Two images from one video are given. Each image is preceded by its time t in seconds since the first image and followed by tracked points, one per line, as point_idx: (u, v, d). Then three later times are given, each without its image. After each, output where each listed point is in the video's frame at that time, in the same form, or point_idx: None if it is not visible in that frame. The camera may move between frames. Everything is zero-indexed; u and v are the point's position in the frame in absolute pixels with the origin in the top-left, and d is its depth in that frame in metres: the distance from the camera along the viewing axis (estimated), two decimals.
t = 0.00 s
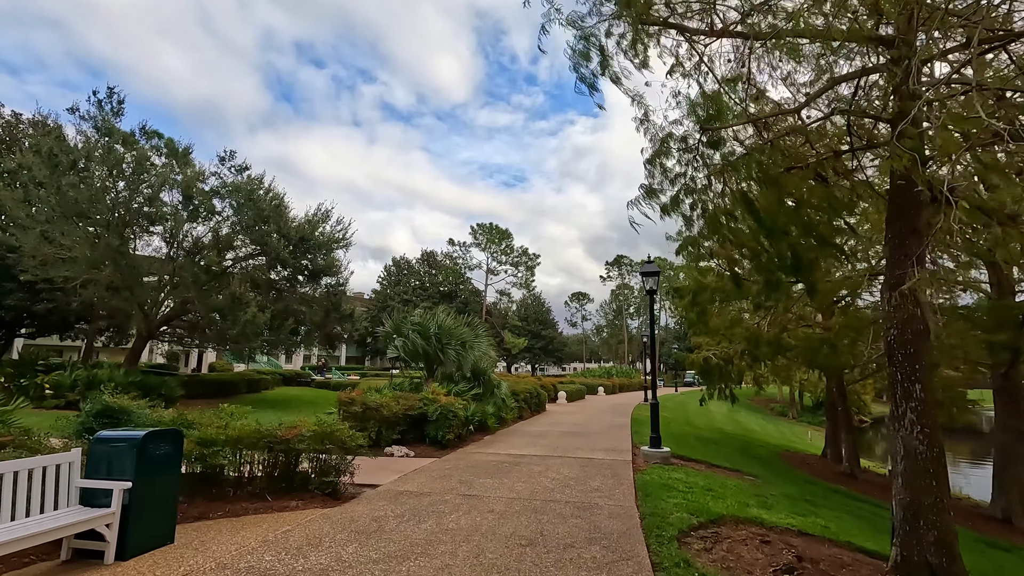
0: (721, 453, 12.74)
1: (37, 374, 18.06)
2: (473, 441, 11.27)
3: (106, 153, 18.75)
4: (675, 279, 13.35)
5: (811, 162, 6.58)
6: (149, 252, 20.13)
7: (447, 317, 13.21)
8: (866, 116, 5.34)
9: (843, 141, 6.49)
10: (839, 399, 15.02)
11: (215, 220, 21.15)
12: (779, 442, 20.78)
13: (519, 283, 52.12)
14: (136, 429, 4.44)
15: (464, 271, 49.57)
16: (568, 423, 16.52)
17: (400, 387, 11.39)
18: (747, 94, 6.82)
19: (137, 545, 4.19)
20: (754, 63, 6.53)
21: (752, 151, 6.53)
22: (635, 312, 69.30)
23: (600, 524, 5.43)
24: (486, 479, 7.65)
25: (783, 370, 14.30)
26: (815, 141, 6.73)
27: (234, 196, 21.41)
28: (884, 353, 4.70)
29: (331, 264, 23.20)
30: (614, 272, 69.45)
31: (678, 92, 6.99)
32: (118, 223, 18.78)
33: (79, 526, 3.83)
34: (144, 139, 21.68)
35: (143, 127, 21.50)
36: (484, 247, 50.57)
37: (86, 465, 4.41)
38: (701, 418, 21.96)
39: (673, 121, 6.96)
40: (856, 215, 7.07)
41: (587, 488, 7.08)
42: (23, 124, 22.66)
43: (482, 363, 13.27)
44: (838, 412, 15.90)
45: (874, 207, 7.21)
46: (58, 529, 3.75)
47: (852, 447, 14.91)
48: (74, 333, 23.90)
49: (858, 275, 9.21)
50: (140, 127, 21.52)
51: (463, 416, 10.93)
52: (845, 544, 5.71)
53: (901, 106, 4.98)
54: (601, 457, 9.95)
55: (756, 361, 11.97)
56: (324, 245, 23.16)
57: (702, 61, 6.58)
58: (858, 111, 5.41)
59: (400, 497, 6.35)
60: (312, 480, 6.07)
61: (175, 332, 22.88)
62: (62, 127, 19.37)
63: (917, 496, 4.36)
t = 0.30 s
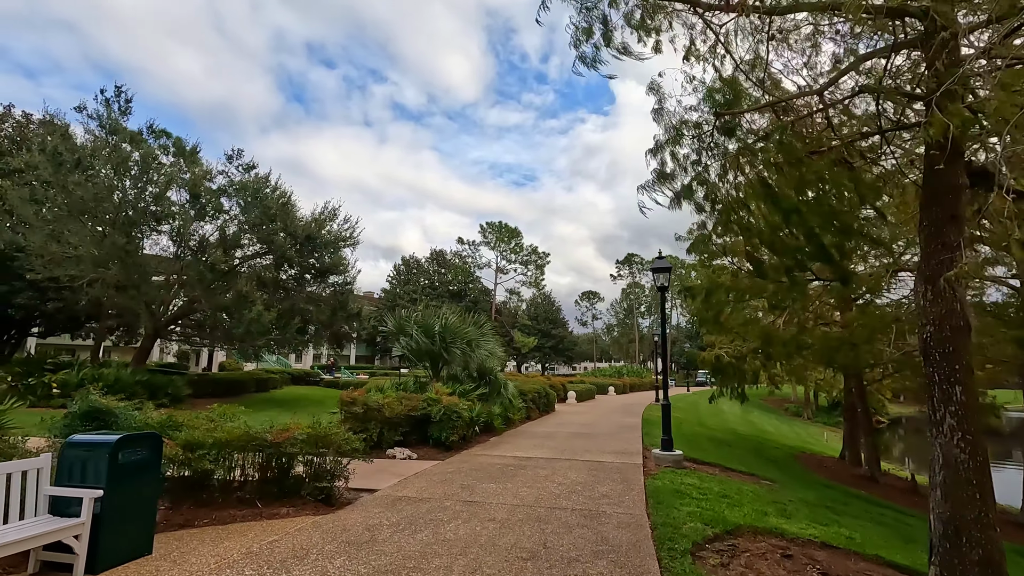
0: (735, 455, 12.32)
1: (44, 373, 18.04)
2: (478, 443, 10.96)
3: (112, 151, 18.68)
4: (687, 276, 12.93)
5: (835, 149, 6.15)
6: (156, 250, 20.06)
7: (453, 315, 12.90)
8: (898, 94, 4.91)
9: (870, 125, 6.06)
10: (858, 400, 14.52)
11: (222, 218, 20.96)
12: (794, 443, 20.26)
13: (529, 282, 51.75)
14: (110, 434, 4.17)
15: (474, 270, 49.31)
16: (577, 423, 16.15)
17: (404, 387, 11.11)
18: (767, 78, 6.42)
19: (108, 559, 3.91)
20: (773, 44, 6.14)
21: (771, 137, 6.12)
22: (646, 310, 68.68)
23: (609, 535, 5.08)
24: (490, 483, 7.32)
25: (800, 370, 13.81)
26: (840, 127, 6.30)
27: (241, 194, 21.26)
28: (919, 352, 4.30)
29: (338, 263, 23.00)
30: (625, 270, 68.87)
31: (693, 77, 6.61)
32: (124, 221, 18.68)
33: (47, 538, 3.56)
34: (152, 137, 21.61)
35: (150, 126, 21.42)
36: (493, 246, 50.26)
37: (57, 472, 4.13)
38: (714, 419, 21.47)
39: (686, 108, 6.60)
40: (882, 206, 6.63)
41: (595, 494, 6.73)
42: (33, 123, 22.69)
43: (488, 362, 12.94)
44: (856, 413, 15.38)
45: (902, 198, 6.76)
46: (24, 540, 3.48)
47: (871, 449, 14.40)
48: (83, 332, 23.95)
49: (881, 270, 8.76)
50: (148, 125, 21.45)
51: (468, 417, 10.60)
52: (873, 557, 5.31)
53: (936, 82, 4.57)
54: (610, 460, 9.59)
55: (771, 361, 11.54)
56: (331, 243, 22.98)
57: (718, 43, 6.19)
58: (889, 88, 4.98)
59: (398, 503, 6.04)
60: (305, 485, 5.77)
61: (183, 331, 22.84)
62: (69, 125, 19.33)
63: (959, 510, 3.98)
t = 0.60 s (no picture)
0: (759, 457, 11.84)
1: (64, 371, 18.24)
2: (492, 443, 10.67)
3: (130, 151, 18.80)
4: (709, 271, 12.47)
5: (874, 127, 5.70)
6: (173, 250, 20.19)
7: (466, 312, 12.63)
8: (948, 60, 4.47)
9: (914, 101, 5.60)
10: (890, 400, 13.89)
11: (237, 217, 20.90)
12: (820, 445, 19.59)
13: (545, 281, 51.36)
14: (99, 432, 3.95)
15: (490, 268, 49.09)
16: (594, 423, 15.77)
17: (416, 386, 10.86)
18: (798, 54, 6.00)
19: (94, 566, 3.67)
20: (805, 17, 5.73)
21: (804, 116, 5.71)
22: (665, 309, 67.79)
23: (627, 544, 4.72)
24: (502, 486, 7.02)
25: (827, 369, 13.27)
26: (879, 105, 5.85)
27: (257, 193, 21.26)
28: (976, 346, 3.91)
29: (352, 261, 22.90)
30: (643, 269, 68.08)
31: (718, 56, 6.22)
32: (141, 221, 18.79)
33: (26, 543, 3.33)
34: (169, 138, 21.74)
35: (168, 126, 21.56)
36: (510, 244, 49.98)
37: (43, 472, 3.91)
38: (735, 419, 20.89)
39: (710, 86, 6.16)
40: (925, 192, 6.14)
41: (613, 498, 6.37)
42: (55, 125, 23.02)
43: (502, 360, 12.66)
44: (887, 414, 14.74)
45: (946, 182, 6.26)
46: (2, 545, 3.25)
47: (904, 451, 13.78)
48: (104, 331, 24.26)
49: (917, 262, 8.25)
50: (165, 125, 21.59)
51: (481, 416, 10.32)
52: (917, 571, 4.87)
53: (989, 49, 4.15)
54: (629, 461, 9.22)
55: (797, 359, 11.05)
56: (346, 241, 22.90)
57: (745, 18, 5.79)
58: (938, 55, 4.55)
59: (405, 507, 5.77)
60: (307, 487, 5.53)
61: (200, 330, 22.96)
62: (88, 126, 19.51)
63: None
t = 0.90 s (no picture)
0: (793, 461, 11.27)
1: (93, 371, 18.55)
2: (512, 445, 10.34)
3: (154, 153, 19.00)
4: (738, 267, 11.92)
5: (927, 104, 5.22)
6: (198, 250, 20.40)
7: (486, 311, 12.34)
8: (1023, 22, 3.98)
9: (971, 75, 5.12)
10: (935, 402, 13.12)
11: (259, 216, 20.91)
12: (856, 448, 18.75)
13: (568, 279, 50.83)
14: (92, 437, 3.75)
15: (513, 267, 48.78)
16: (618, 425, 15.31)
17: (435, 386, 10.60)
18: (842, 28, 5.60)
19: None
20: None
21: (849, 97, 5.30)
22: (691, 308, 66.58)
23: (655, 561, 4.34)
24: (521, 493, 6.67)
25: (866, 369, 12.57)
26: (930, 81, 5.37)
27: (279, 193, 21.32)
28: None
29: (373, 261, 22.82)
30: (668, 266, 66.98)
31: (756, 33, 5.84)
32: (166, 221, 18.98)
33: (7, 557, 3.11)
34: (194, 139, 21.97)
35: (192, 128, 21.80)
36: (532, 243, 49.60)
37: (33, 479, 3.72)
38: (766, 421, 20.16)
39: (743, 66, 5.90)
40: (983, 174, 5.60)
41: (639, 508, 5.98)
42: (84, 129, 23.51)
43: (523, 360, 12.32)
44: (931, 417, 13.94)
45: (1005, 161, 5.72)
46: None
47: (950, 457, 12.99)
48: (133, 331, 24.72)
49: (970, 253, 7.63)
50: (189, 127, 21.83)
51: (501, 418, 9.99)
52: None
53: None
54: (656, 466, 8.78)
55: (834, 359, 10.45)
56: (367, 240, 22.85)
57: None
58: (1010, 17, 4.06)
59: (417, 515, 5.47)
60: (315, 494, 5.28)
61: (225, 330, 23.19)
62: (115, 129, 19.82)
63: None
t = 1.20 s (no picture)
0: (831, 465, 10.68)
1: (125, 368, 18.93)
2: (534, 446, 10.02)
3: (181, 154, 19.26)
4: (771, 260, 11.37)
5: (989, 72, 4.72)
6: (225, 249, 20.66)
7: (507, 308, 12.05)
8: None
9: None
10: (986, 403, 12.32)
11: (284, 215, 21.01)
12: (898, 451, 17.86)
13: (594, 277, 50.20)
14: (85, 434, 3.59)
15: (537, 265, 48.38)
16: (645, 425, 14.84)
17: (455, 384, 10.37)
18: None
19: None
20: None
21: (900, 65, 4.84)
22: (720, 305, 65.15)
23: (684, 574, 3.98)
24: (541, 495, 6.36)
25: (909, 367, 11.87)
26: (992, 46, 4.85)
27: (303, 192, 21.42)
28: None
29: (396, 259, 22.80)
30: (696, 264, 65.69)
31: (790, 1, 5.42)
32: (193, 222, 19.25)
33: None
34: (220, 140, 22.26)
35: (218, 129, 22.08)
36: (556, 240, 49.14)
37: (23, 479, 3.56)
38: (800, 421, 19.38)
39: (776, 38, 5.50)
40: None
41: (666, 514, 5.61)
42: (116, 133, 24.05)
43: (545, 358, 11.98)
44: (981, 419, 13.11)
45: None
46: None
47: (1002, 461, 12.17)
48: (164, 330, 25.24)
49: None
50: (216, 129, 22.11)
51: (523, 418, 9.69)
52: None
53: None
54: (684, 468, 8.36)
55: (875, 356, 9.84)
56: (390, 239, 22.83)
57: None
58: None
59: (430, 519, 5.21)
60: (324, 495, 5.06)
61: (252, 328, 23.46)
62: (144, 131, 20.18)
63: None
